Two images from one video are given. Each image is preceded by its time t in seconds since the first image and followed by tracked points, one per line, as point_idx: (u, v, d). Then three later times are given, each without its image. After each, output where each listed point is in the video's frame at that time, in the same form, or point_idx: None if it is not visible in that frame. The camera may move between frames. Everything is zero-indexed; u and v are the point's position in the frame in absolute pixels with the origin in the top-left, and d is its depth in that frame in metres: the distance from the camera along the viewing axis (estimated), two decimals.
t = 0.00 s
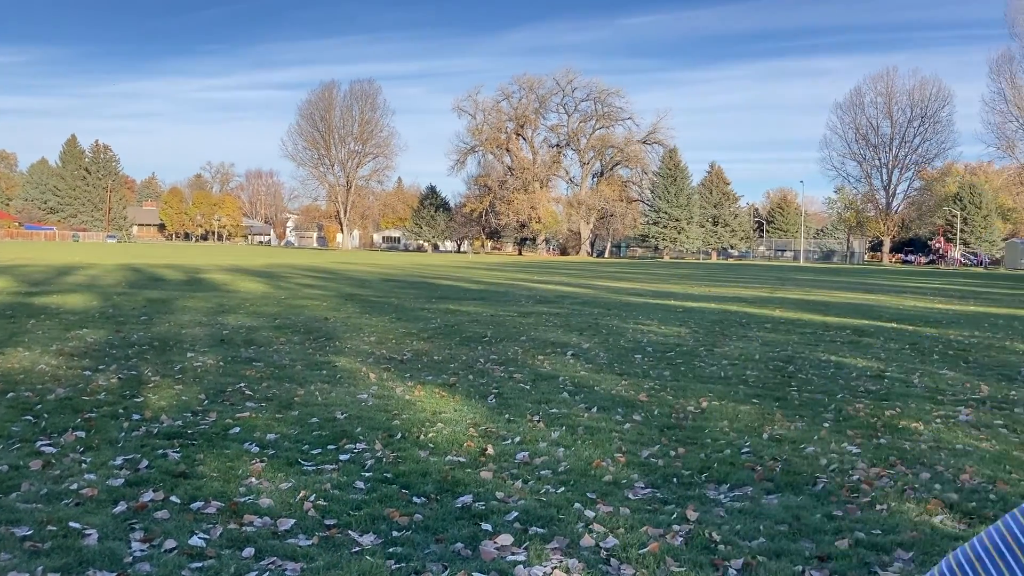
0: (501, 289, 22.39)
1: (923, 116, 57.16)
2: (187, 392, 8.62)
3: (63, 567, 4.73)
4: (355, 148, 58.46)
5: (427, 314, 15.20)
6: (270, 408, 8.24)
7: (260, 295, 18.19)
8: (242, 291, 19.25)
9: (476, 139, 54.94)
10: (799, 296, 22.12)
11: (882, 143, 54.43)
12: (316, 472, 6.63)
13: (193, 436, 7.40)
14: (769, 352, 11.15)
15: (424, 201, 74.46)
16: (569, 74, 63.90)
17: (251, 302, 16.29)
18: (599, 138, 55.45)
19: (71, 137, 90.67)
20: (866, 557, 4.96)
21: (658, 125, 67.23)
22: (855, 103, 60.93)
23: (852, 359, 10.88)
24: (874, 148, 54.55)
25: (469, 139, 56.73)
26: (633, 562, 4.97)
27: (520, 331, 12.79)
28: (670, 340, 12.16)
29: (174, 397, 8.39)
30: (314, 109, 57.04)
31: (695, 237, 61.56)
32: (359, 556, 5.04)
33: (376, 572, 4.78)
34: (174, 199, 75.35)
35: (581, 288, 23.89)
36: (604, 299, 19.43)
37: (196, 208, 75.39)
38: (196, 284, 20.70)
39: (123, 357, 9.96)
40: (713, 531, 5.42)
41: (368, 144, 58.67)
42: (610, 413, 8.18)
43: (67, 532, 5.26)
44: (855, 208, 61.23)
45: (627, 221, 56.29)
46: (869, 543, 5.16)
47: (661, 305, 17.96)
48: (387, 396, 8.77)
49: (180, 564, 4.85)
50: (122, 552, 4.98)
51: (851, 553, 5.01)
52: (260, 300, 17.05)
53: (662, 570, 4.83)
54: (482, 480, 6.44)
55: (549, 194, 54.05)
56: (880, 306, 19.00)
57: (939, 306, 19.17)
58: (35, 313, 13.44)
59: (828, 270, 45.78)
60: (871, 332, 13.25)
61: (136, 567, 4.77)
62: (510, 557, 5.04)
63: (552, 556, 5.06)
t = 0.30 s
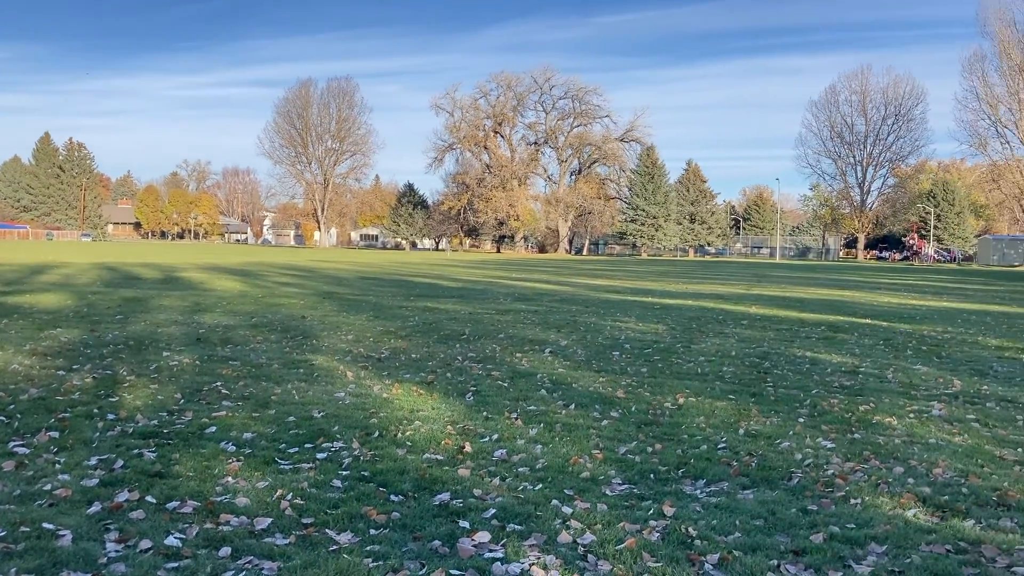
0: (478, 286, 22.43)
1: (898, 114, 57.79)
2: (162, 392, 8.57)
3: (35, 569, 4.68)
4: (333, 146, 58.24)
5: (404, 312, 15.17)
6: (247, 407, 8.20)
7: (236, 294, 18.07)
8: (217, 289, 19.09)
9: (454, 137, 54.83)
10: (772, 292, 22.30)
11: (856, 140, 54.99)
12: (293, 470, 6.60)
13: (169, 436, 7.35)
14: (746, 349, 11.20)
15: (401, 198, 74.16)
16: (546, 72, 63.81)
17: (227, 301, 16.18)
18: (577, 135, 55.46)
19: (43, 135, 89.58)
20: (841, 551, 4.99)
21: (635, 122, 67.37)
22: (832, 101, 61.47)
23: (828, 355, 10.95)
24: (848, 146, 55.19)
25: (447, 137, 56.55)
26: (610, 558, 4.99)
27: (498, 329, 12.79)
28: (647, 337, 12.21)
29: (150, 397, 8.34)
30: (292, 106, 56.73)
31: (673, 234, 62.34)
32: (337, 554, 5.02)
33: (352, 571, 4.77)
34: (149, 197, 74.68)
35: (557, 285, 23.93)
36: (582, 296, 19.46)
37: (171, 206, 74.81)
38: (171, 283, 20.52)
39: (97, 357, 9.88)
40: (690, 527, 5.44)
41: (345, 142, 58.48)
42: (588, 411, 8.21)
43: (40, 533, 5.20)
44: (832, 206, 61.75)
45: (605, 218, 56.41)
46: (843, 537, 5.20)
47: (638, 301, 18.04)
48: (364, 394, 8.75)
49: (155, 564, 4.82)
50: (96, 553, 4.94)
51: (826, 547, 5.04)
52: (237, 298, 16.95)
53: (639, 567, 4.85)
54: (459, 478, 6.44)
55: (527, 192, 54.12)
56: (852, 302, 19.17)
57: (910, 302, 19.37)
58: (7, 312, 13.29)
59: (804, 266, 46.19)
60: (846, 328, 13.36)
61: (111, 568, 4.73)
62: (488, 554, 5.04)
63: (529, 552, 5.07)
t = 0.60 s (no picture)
0: (463, 286, 22.41)
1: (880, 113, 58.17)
2: (147, 392, 8.53)
3: (18, 571, 4.65)
4: (317, 145, 58.04)
5: (390, 311, 15.13)
6: (232, 407, 8.18)
7: (221, 294, 18.01)
8: (201, 289, 18.99)
9: (439, 136, 54.69)
10: (754, 291, 22.40)
11: (839, 139, 55.32)
12: (279, 470, 6.59)
13: (153, 437, 7.30)
14: (730, 347, 11.23)
15: (387, 197, 73.97)
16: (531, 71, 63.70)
17: (212, 301, 16.10)
18: (562, 135, 55.45)
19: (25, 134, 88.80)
20: (825, 547, 5.02)
21: (620, 121, 67.42)
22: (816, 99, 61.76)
23: (812, 353, 10.98)
24: (832, 145, 55.48)
25: (432, 136, 56.42)
26: (596, 556, 5.01)
27: (484, 328, 12.78)
28: (632, 335, 12.23)
29: (134, 397, 8.30)
30: (276, 106, 56.50)
31: (658, 232, 62.42)
32: (323, 555, 5.01)
33: (339, 571, 4.77)
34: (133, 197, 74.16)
35: (541, 284, 23.93)
36: (567, 295, 19.45)
37: (155, 206, 74.35)
38: (154, 283, 20.41)
39: (81, 357, 9.82)
40: (676, 524, 5.46)
41: (330, 141, 58.25)
42: (574, 409, 8.22)
43: (23, 535, 5.17)
44: (817, 205, 62.10)
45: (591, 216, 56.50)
46: (827, 533, 5.24)
47: (622, 300, 18.08)
48: (350, 393, 8.74)
49: (139, 565, 4.80)
50: (80, 554, 4.91)
51: (810, 544, 5.07)
52: (221, 298, 16.88)
53: (625, 565, 4.86)
54: (445, 476, 6.45)
55: (512, 191, 54.11)
56: (834, 299, 19.24)
57: (891, 300, 19.47)
58: None
59: (788, 265, 46.31)
60: (830, 326, 13.38)
61: (96, 570, 4.72)
62: (474, 553, 5.05)
63: (515, 551, 5.08)
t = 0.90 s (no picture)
0: (456, 286, 22.42)
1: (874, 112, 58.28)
2: (140, 393, 8.52)
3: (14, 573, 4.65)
4: (311, 146, 57.99)
5: (385, 311, 15.13)
6: (226, 408, 8.18)
7: (215, 295, 17.98)
8: (195, 290, 18.99)
9: (433, 136, 54.66)
10: (747, 290, 22.47)
11: (833, 138, 55.42)
12: (273, 471, 6.59)
13: (147, 438, 7.30)
14: (724, 347, 11.25)
15: (381, 198, 73.90)
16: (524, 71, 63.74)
17: (206, 302, 16.11)
18: (556, 134, 55.47)
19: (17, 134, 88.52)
20: (819, 547, 5.05)
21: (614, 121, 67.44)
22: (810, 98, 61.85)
23: (806, 352, 11.00)
24: (825, 144, 55.59)
25: (426, 136, 56.38)
26: (590, 555, 5.01)
27: (478, 328, 12.78)
28: (626, 335, 12.24)
29: (128, 398, 8.30)
30: (270, 106, 56.44)
31: (652, 232, 62.50)
32: (317, 555, 5.02)
33: (334, 571, 4.77)
34: (127, 198, 74.03)
35: (534, 284, 23.97)
36: (561, 295, 19.45)
37: (149, 206, 74.19)
38: (148, 284, 20.40)
39: (75, 359, 9.81)
40: (670, 524, 5.47)
41: (324, 141, 58.17)
42: (568, 409, 8.23)
43: (17, 537, 5.16)
44: (811, 203, 62.26)
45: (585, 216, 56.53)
46: (822, 532, 5.26)
47: (616, 300, 18.10)
48: (344, 394, 8.74)
49: (134, 567, 4.79)
50: (75, 556, 4.91)
51: (804, 543, 5.09)
52: (216, 299, 16.89)
53: (620, 565, 4.87)
54: (440, 477, 6.45)
55: (506, 191, 54.09)
56: (827, 299, 19.30)
57: (884, 300, 19.53)
58: None
59: (781, 264, 46.38)
60: (823, 326, 13.43)
61: (90, 572, 4.71)
62: (469, 553, 5.06)
63: (510, 551, 5.08)
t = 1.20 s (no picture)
0: (458, 287, 22.42)
1: (874, 112, 58.24)
2: (142, 395, 8.54)
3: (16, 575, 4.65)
4: (312, 147, 58.04)
5: (386, 313, 15.14)
6: (228, 409, 8.20)
7: (216, 296, 18.03)
8: (197, 291, 19.04)
9: (433, 137, 54.68)
10: (749, 291, 22.44)
11: (834, 139, 55.41)
12: (275, 472, 6.59)
13: (149, 439, 7.30)
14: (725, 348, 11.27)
15: (382, 199, 73.92)
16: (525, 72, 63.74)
17: (208, 303, 16.16)
18: (556, 135, 55.49)
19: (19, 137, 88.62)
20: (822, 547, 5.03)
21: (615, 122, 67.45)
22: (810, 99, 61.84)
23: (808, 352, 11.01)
24: (826, 145, 55.56)
25: (426, 137, 56.39)
26: (592, 557, 5.02)
27: (479, 329, 12.79)
28: (627, 335, 12.26)
29: (130, 400, 8.31)
30: (270, 108, 56.47)
31: (652, 233, 62.53)
32: (319, 556, 5.02)
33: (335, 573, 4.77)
34: (128, 199, 74.06)
35: (536, 285, 24.00)
36: (562, 295, 19.49)
37: (150, 208, 74.20)
38: (150, 286, 20.43)
39: (76, 361, 9.82)
40: (671, 524, 5.47)
41: (325, 143, 58.27)
42: (569, 410, 8.24)
43: (20, 539, 5.17)
44: (811, 203, 62.24)
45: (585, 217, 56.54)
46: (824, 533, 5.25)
47: (617, 301, 18.14)
48: (346, 395, 8.75)
49: (136, 569, 4.80)
50: (77, 558, 4.92)
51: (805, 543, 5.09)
52: (217, 300, 16.91)
53: (622, 565, 4.88)
54: (441, 478, 6.45)
55: (506, 192, 54.08)
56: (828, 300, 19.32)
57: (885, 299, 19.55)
58: None
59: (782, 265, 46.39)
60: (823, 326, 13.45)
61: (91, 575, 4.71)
62: (471, 554, 5.06)
63: (512, 552, 5.08)
